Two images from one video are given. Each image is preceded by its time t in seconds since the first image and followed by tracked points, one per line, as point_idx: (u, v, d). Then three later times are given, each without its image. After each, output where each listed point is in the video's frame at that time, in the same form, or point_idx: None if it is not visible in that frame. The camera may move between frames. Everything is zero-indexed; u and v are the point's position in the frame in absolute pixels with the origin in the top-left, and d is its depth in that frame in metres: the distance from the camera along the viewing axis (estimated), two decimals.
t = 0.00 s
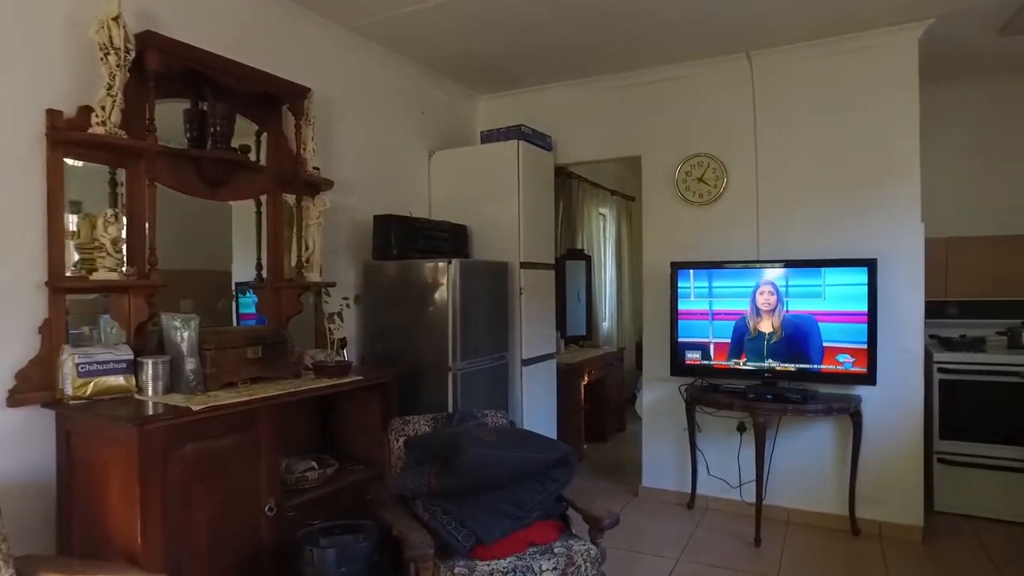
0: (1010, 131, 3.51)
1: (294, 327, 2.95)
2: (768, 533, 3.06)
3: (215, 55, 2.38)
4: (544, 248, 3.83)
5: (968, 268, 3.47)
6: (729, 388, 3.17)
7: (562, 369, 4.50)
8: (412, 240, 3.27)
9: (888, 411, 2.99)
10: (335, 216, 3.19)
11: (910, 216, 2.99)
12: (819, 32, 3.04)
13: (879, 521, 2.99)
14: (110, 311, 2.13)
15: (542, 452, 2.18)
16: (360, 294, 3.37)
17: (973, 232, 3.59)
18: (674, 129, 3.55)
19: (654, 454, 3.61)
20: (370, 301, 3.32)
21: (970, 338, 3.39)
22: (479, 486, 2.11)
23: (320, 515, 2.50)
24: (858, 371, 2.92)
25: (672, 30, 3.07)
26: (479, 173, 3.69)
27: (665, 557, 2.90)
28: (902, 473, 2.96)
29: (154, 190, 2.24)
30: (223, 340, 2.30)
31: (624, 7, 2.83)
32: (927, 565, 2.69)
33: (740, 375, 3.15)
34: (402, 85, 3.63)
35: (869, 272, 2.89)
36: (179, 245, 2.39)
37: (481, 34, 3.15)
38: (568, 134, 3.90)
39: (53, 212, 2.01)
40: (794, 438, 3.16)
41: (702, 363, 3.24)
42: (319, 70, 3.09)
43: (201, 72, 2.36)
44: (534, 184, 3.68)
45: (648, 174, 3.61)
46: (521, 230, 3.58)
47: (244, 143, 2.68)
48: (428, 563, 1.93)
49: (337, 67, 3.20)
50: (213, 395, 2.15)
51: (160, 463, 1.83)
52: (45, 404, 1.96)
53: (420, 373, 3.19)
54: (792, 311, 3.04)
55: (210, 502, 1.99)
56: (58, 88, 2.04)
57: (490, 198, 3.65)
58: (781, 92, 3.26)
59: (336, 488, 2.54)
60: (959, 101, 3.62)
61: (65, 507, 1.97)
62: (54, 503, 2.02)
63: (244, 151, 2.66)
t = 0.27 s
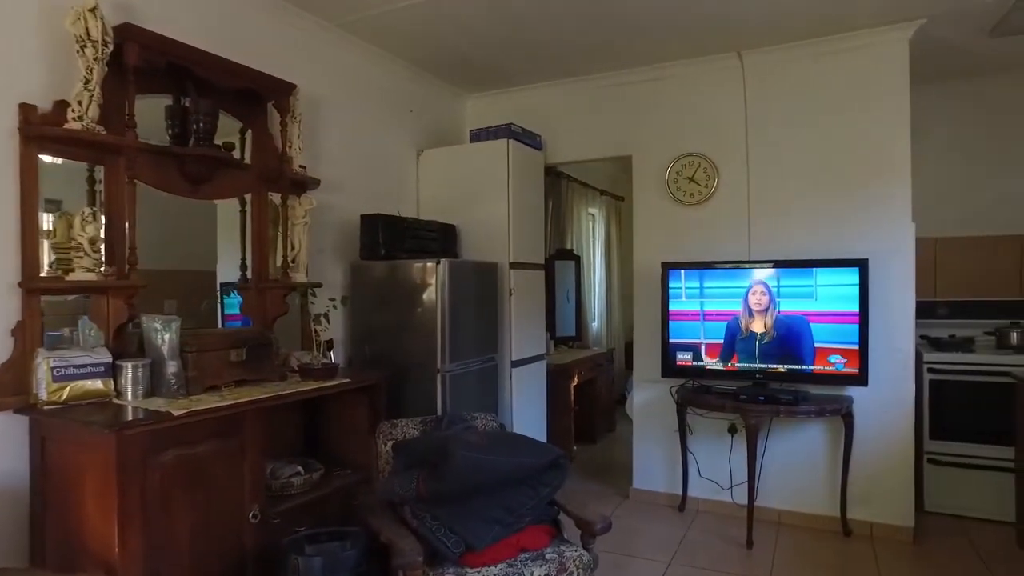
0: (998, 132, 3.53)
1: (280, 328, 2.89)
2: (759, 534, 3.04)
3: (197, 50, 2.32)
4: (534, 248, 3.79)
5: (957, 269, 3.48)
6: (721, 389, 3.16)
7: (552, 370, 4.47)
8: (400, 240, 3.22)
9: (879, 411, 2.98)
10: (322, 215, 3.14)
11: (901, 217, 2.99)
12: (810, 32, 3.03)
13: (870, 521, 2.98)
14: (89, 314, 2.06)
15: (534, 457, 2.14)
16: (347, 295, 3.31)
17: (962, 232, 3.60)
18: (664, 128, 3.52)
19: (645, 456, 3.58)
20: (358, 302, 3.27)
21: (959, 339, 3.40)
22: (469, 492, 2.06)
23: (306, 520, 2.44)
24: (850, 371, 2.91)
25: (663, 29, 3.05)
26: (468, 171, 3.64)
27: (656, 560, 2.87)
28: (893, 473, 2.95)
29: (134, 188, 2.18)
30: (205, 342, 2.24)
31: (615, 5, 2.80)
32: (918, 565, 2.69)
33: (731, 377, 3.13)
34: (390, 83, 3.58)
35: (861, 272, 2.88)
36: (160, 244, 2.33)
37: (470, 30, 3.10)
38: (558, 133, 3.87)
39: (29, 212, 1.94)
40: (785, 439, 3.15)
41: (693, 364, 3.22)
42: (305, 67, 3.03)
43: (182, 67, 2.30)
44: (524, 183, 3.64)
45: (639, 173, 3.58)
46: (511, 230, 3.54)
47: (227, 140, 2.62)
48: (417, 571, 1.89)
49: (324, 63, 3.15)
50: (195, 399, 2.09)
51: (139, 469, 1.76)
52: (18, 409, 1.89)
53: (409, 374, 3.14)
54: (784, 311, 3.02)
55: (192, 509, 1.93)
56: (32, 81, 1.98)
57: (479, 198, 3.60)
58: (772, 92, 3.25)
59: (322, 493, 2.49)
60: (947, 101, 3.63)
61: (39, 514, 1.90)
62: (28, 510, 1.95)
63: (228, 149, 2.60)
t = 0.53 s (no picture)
0: (984, 132, 3.54)
1: (263, 329, 2.82)
2: (748, 536, 3.03)
3: (176, 43, 2.25)
4: (522, 247, 3.75)
5: (943, 269, 3.50)
6: (710, 390, 3.14)
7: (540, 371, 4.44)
8: (386, 240, 3.17)
9: (867, 412, 2.98)
10: (306, 214, 3.08)
11: (889, 216, 2.99)
12: (799, 31, 3.02)
13: (858, 521, 2.98)
14: (63, 315, 2.00)
15: (523, 461, 2.09)
16: (332, 295, 3.26)
17: (948, 232, 3.61)
18: (653, 127, 3.50)
19: (634, 457, 3.56)
20: (343, 302, 3.21)
21: (945, 338, 3.41)
22: (457, 497, 2.02)
23: (290, 526, 2.38)
24: (839, 372, 2.91)
25: (652, 27, 3.02)
26: (455, 170, 3.60)
27: (646, 563, 2.83)
28: (881, 474, 2.95)
29: (111, 185, 2.11)
30: (185, 344, 2.18)
31: (604, 2, 2.77)
32: (907, 565, 2.68)
33: (721, 377, 3.11)
34: (375, 80, 3.53)
35: (850, 272, 2.88)
36: (137, 243, 2.26)
37: (457, 27, 3.06)
38: (546, 131, 3.83)
39: None
40: (773, 439, 3.14)
41: (682, 365, 3.20)
42: (289, 63, 2.97)
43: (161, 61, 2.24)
44: (512, 182, 3.61)
45: (627, 172, 3.56)
46: (499, 229, 3.50)
47: (209, 137, 2.56)
48: None
49: (308, 58, 3.08)
50: (174, 403, 2.03)
51: (114, 475, 1.71)
52: None
53: (395, 376, 3.09)
54: (773, 311, 3.01)
55: (170, 517, 1.87)
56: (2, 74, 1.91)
57: (466, 197, 3.56)
58: (761, 91, 3.24)
59: (306, 498, 2.43)
60: (933, 102, 3.64)
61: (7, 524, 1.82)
62: None
63: (209, 146, 2.54)
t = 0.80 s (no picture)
0: (966, 134, 3.58)
1: (245, 331, 2.77)
2: (736, 537, 3.02)
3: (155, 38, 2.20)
4: (509, 248, 3.72)
5: (927, 270, 3.52)
6: (697, 391, 3.14)
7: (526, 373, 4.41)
8: (371, 241, 3.14)
9: (854, 412, 2.99)
10: (289, 214, 3.02)
11: (875, 218, 3.00)
12: (786, 32, 3.03)
13: (845, 522, 2.98)
14: (36, 318, 1.95)
15: (511, 464, 2.06)
16: (316, 297, 3.21)
17: (931, 233, 3.64)
18: (641, 128, 3.49)
19: (622, 459, 3.55)
20: (327, 304, 3.16)
21: (929, 339, 3.43)
22: (444, 502, 1.99)
23: (273, 533, 2.33)
24: (826, 373, 2.91)
25: (640, 27, 3.01)
26: (442, 170, 3.56)
27: (635, 565, 2.82)
28: (869, 474, 2.96)
29: (87, 185, 2.04)
30: (165, 346, 2.13)
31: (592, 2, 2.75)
32: (893, 565, 2.69)
33: (709, 379, 3.11)
34: (361, 78, 3.48)
35: (837, 273, 2.88)
36: (115, 243, 2.21)
37: (443, 25, 3.02)
38: (533, 131, 3.81)
39: None
40: (761, 440, 3.14)
41: (670, 366, 3.19)
42: (272, 60, 2.92)
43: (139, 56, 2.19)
44: (499, 182, 3.58)
45: (615, 173, 3.54)
46: (486, 230, 3.47)
47: (190, 136, 2.50)
48: None
49: (292, 56, 3.03)
50: (153, 408, 1.97)
51: (90, 482, 1.65)
52: None
53: (380, 378, 3.04)
54: (760, 313, 3.01)
55: (148, 526, 1.82)
56: None
57: (453, 197, 3.52)
58: (748, 92, 3.24)
59: (290, 504, 2.39)
60: (917, 104, 3.67)
61: None
62: None
63: (190, 144, 2.48)
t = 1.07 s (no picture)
0: (950, 136, 3.61)
1: (228, 333, 2.72)
2: (724, 538, 3.02)
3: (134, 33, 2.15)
4: (496, 248, 3.69)
5: (911, 270, 3.55)
6: (685, 392, 3.14)
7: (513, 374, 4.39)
8: (356, 240, 3.09)
9: (840, 412, 3.00)
10: (273, 213, 2.97)
11: (861, 219, 3.02)
12: (773, 32, 3.03)
13: (832, 522, 2.99)
14: (10, 320, 1.89)
15: (499, 467, 2.04)
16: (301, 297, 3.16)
17: (915, 234, 3.67)
18: (628, 128, 3.48)
19: (609, 460, 3.54)
20: (312, 305, 3.12)
21: (913, 339, 3.46)
22: (431, 506, 1.96)
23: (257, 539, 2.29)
24: (812, 373, 2.92)
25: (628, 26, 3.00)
26: (428, 169, 3.52)
27: (623, 566, 2.81)
28: (855, 474, 2.97)
29: (63, 183, 1.99)
30: (145, 349, 2.08)
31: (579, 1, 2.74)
32: (879, 565, 2.71)
33: (697, 379, 3.10)
34: (346, 76, 3.44)
35: (823, 273, 2.89)
36: (93, 243, 2.15)
37: (430, 23, 2.99)
38: (520, 131, 3.79)
39: None
40: (748, 440, 3.14)
41: (658, 367, 3.18)
42: (255, 56, 2.87)
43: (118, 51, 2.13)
44: (486, 182, 3.55)
45: (602, 173, 3.53)
46: (473, 230, 3.44)
47: (172, 133, 2.44)
48: None
49: (276, 52, 2.98)
50: (133, 412, 1.92)
51: (66, 490, 1.60)
52: None
53: (366, 380, 3.00)
54: (747, 313, 3.02)
55: (127, 533, 1.77)
56: None
57: (439, 196, 3.49)
58: (736, 92, 3.24)
59: (273, 509, 2.34)
60: (902, 106, 3.69)
61: None
62: None
63: (171, 142, 2.42)
